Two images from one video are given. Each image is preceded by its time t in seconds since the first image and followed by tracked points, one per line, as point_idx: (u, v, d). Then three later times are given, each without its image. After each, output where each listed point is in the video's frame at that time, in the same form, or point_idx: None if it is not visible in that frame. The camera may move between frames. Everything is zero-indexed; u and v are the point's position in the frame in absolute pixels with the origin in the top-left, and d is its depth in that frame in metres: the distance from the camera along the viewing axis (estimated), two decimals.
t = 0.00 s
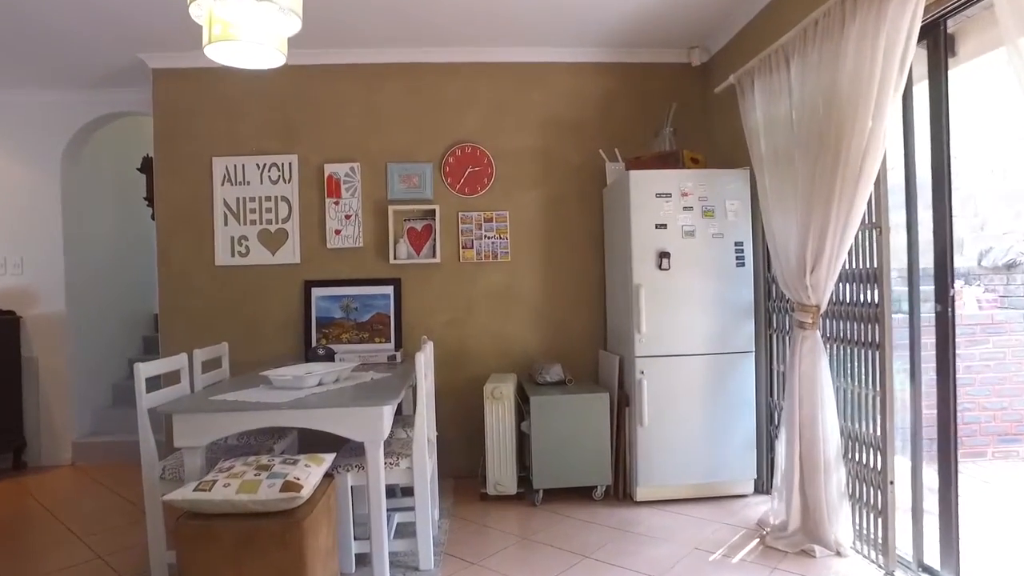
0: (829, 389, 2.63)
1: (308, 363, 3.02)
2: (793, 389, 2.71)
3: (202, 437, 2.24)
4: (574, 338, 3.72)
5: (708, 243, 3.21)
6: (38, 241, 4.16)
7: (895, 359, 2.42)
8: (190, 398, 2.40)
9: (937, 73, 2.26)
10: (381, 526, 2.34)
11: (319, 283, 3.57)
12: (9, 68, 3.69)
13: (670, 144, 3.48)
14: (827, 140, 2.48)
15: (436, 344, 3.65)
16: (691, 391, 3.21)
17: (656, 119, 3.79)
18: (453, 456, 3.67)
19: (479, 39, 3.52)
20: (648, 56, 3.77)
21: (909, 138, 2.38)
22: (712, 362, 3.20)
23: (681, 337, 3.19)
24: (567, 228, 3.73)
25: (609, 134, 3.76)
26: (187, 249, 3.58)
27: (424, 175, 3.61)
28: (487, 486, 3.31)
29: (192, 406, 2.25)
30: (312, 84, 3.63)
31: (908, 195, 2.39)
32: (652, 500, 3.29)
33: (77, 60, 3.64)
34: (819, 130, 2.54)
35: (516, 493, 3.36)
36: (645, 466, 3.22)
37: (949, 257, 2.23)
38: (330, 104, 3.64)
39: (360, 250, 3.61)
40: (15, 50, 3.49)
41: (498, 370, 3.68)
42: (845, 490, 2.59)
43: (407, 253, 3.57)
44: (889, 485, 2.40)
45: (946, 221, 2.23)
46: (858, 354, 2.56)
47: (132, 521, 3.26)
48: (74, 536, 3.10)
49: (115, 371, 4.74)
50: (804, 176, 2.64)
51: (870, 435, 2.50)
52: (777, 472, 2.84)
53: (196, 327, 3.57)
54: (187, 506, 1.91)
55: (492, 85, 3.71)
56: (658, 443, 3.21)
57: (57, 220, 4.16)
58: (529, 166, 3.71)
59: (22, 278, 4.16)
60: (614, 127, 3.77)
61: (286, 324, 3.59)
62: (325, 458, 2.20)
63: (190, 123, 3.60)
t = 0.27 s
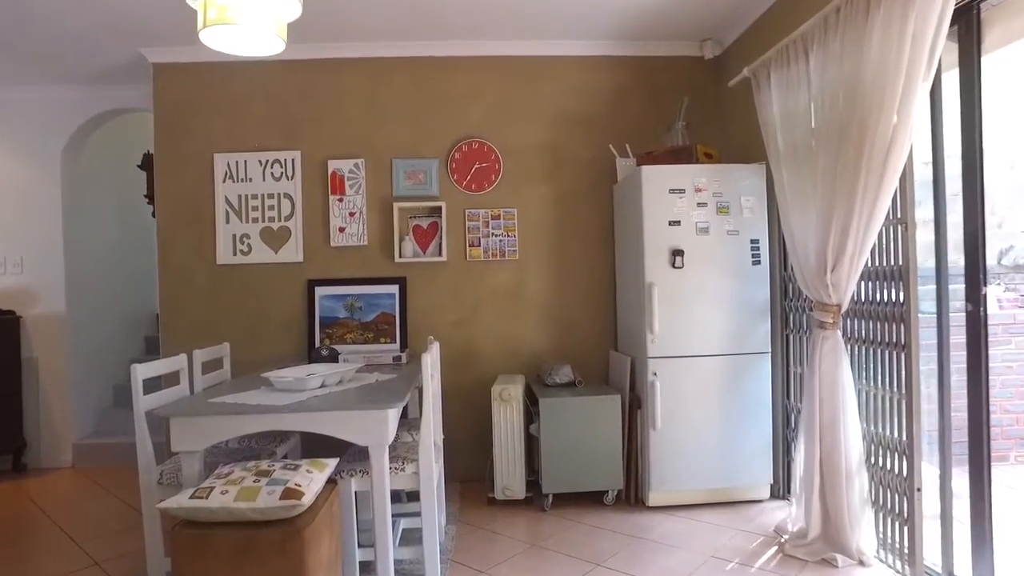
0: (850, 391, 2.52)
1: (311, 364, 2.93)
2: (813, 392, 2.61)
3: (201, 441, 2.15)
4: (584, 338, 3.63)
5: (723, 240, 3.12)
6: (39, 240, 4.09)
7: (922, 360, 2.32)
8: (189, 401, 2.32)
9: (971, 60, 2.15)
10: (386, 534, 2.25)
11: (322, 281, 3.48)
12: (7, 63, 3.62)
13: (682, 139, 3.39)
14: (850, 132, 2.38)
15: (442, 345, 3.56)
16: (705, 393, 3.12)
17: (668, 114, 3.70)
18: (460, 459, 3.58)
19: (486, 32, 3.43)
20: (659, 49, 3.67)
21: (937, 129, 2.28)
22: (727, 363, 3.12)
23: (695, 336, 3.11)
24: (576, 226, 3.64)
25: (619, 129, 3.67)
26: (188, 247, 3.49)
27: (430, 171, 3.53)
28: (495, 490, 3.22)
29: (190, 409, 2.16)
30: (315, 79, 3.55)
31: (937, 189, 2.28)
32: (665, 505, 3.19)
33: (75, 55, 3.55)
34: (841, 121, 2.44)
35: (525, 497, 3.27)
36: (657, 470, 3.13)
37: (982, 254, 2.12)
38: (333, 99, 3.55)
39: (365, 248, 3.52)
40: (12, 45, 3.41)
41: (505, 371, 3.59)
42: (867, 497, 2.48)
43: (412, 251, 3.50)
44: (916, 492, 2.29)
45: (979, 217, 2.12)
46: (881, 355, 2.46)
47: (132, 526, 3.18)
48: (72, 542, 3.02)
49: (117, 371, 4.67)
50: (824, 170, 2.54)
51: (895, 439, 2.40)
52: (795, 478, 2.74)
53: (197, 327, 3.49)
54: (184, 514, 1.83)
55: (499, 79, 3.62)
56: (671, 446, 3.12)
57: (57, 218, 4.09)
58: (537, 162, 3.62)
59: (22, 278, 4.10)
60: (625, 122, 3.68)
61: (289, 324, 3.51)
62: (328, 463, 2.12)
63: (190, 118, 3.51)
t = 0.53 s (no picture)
0: (871, 394, 2.44)
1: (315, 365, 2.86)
2: (832, 394, 2.53)
3: (201, 445, 2.08)
4: (593, 339, 3.56)
5: (737, 238, 3.04)
6: (40, 239, 4.04)
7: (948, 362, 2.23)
8: (189, 403, 2.25)
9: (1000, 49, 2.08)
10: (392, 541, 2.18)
11: (327, 281, 3.41)
12: (8, 59, 3.56)
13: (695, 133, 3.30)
14: (872, 126, 2.30)
15: (449, 345, 3.49)
16: (718, 396, 3.04)
17: (679, 110, 3.62)
18: (467, 462, 3.51)
19: (494, 26, 3.36)
20: (670, 43, 3.59)
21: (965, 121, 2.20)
22: (741, 364, 3.04)
23: (708, 337, 3.03)
24: (586, 224, 3.57)
25: (629, 125, 3.60)
26: (190, 246, 3.43)
27: (436, 168, 3.45)
28: (503, 494, 3.14)
29: (191, 412, 2.10)
30: (319, 74, 3.48)
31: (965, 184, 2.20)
32: (677, 510, 3.11)
33: (76, 51, 3.49)
34: (863, 115, 2.35)
35: (534, 502, 3.19)
36: (669, 475, 3.05)
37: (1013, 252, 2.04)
38: (338, 95, 3.48)
39: (370, 247, 3.45)
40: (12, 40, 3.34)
41: (513, 372, 3.52)
42: (889, 503, 2.40)
43: (419, 250, 3.41)
44: (941, 499, 2.21)
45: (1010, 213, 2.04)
46: (904, 356, 2.38)
47: (133, 530, 3.12)
48: (71, 547, 2.96)
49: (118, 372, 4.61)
50: (844, 165, 2.46)
51: (918, 444, 2.32)
52: (813, 483, 2.66)
53: (199, 327, 3.42)
54: (183, 521, 1.76)
55: (507, 75, 3.55)
56: (684, 450, 3.04)
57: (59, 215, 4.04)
58: (546, 159, 3.55)
59: (23, 277, 4.04)
60: (635, 118, 3.60)
61: (293, 324, 3.44)
62: (333, 468, 2.05)
63: (193, 115, 3.45)
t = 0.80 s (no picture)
0: (901, 400, 2.34)
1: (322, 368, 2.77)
2: (859, 399, 2.42)
3: (203, 452, 2.00)
4: (606, 341, 3.47)
5: (757, 237, 2.93)
6: (42, 239, 3.96)
7: (986, 366, 2.12)
8: (191, 408, 2.16)
9: None
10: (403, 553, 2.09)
11: (333, 281, 3.32)
12: (8, 55, 3.49)
13: (713, 130, 3.21)
14: (905, 119, 2.19)
15: (459, 348, 3.40)
16: (738, 400, 2.94)
17: (695, 106, 3.52)
18: (477, 467, 3.42)
19: (505, 19, 3.26)
20: (685, 38, 3.49)
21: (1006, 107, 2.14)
22: (761, 367, 2.94)
23: (727, 339, 2.93)
24: (599, 223, 3.47)
25: (643, 122, 3.50)
26: (193, 245, 3.34)
27: (445, 166, 3.36)
28: (515, 501, 3.05)
29: (192, 417, 2.00)
30: (325, 70, 3.39)
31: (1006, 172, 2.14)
32: (695, 518, 3.01)
33: (77, 47, 3.41)
34: (893, 108, 2.25)
35: (547, 509, 3.10)
36: (687, 481, 2.95)
37: None
38: (345, 91, 3.39)
39: (378, 246, 3.35)
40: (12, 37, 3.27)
41: (525, 375, 3.43)
42: (922, 514, 2.29)
43: (427, 249, 3.32)
44: (980, 510, 2.10)
45: None
46: (937, 360, 2.28)
47: (135, 537, 3.03)
48: (71, 555, 2.88)
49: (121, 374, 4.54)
50: (873, 160, 2.36)
51: (953, 451, 2.21)
52: (838, 491, 2.56)
53: (202, 329, 3.33)
54: (184, 534, 1.67)
55: (518, 70, 3.45)
56: (702, 456, 2.94)
57: (60, 214, 3.96)
58: (558, 156, 3.46)
59: (25, 279, 3.97)
60: (650, 114, 3.50)
61: (299, 325, 3.34)
62: (340, 477, 1.96)
63: (196, 112, 3.37)
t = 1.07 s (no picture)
0: (941, 406, 2.22)
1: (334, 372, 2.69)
2: (895, 405, 2.32)
3: (211, 460, 1.91)
4: (624, 343, 3.37)
5: (783, 236, 2.83)
6: (47, 239, 3.90)
7: None
8: (198, 414, 2.08)
9: None
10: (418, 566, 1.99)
11: (344, 282, 3.23)
12: (13, 53, 3.42)
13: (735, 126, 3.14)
14: (945, 111, 2.08)
15: (473, 350, 3.31)
16: (763, 405, 2.83)
17: (715, 101, 3.41)
18: (491, 473, 3.32)
19: (520, 13, 3.16)
20: (705, 31, 3.39)
21: None
22: (787, 371, 2.83)
23: (752, 342, 2.83)
24: (617, 222, 3.37)
25: (662, 118, 3.39)
26: (200, 246, 3.25)
27: (459, 163, 3.27)
28: (532, 509, 2.95)
29: (199, 424, 1.91)
30: (336, 66, 3.30)
31: None
32: (718, 527, 2.91)
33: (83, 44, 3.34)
34: (933, 100, 2.14)
35: (564, 517, 3.00)
36: (710, 489, 2.84)
37: None
38: (356, 87, 3.30)
39: (390, 246, 3.26)
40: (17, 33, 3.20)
41: (541, 378, 3.33)
42: (963, 526, 2.17)
43: (440, 249, 3.23)
44: None
45: None
46: (979, 364, 2.17)
47: (141, 544, 2.95)
48: (76, 562, 2.80)
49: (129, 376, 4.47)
50: (909, 155, 2.24)
51: (998, 461, 2.10)
52: (870, 501, 2.44)
53: (209, 331, 3.25)
54: (189, 549, 1.58)
55: (533, 65, 3.36)
56: (725, 463, 2.83)
57: (66, 214, 3.89)
58: (574, 154, 3.36)
59: (30, 280, 3.90)
60: (669, 110, 3.40)
61: (308, 327, 3.25)
62: (353, 487, 1.86)
63: (204, 109, 3.28)
